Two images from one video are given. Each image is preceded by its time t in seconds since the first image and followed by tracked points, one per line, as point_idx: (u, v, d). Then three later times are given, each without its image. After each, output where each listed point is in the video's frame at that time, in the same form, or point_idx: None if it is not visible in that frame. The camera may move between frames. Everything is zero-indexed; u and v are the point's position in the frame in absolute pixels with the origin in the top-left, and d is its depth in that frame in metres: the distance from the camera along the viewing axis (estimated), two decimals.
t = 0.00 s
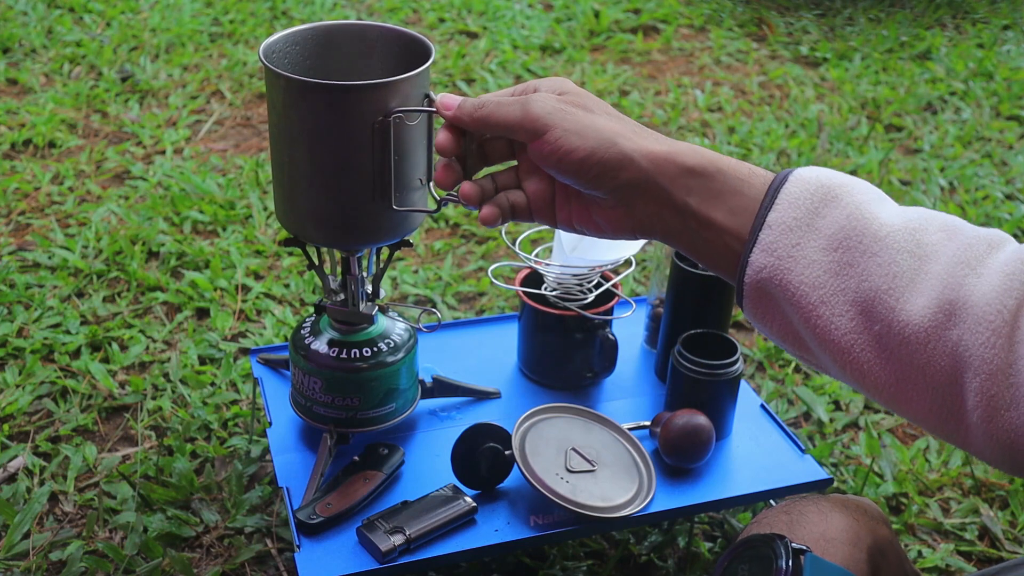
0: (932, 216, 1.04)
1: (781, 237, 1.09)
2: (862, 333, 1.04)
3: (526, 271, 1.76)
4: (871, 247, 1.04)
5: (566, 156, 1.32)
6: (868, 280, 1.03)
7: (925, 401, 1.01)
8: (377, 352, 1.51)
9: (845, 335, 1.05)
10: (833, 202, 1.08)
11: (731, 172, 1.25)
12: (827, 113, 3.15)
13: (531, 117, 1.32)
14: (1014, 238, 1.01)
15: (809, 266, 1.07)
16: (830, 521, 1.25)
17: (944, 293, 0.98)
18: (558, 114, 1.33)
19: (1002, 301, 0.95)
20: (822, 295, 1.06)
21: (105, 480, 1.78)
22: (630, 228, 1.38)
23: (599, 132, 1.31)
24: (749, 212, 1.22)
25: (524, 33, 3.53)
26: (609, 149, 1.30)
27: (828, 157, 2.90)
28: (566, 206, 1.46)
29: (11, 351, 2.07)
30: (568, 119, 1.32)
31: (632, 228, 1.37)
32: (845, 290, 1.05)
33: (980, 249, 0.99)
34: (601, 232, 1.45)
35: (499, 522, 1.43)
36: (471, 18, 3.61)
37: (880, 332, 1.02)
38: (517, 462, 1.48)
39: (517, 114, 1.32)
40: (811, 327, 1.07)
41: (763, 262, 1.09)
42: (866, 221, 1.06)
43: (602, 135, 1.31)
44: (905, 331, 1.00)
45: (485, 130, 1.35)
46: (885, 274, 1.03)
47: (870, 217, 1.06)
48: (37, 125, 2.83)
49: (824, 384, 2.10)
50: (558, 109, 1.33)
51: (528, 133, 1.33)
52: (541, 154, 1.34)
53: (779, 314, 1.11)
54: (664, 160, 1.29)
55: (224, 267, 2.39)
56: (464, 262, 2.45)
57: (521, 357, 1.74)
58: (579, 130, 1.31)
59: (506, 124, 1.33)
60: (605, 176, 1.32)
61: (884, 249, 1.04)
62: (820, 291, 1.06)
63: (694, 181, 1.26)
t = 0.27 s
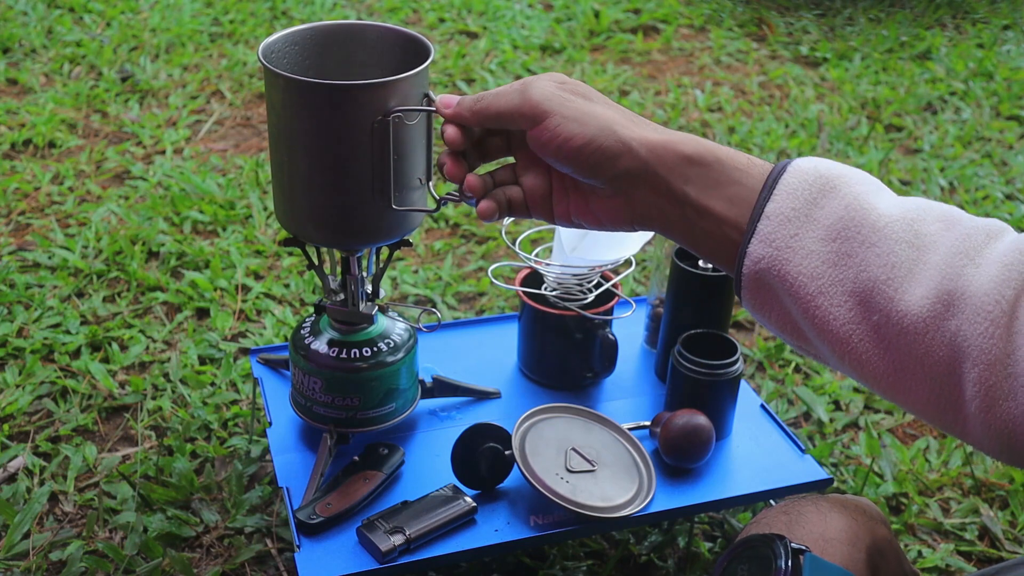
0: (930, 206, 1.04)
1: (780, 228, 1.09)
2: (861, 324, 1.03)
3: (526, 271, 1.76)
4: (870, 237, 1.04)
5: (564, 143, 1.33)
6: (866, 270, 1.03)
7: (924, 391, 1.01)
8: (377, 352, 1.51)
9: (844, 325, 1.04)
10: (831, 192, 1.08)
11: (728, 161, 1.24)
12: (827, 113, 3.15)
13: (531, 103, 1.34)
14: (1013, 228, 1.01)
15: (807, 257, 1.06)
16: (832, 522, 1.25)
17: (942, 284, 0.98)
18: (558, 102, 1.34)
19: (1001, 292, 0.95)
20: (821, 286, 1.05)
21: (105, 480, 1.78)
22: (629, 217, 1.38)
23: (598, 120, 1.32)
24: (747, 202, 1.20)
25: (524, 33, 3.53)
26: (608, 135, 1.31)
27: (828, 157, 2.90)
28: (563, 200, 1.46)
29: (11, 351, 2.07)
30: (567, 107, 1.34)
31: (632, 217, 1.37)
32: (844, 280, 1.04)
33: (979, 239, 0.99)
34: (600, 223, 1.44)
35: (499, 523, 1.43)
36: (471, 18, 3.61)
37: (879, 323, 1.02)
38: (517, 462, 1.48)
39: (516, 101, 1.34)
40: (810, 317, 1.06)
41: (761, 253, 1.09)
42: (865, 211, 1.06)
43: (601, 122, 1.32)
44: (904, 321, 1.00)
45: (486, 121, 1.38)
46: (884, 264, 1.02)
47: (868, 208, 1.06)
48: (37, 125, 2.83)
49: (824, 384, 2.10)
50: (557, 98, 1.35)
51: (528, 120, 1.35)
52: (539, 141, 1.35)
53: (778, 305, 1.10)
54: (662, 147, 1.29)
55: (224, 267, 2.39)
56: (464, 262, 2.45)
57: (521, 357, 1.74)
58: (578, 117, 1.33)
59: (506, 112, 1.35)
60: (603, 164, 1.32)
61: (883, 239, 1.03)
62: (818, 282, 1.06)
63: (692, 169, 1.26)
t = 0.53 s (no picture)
0: (925, 199, 1.04)
1: (776, 221, 1.09)
2: (857, 318, 1.03)
3: (526, 270, 1.76)
4: (866, 230, 1.04)
5: (560, 133, 1.34)
6: (862, 263, 1.03)
7: (920, 384, 1.01)
8: (377, 352, 1.51)
9: (840, 319, 1.04)
10: (827, 186, 1.08)
11: (724, 154, 1.23)
12: (827, 113, 3.15)
13: (529, 94, 1.35)
14: (1008, 221, 1.01)
15: (804, 251, 1.06)
16: (831, 522, 1.25)
17: (938, 276, 0.98)
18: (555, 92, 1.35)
19: (997, 284, 0.95)
20: (817, 279, 1.05)
21: (105, 480, 1.78)
22: (621, 211, 1.37)
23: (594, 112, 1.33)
24: (742, 195, 1.19)
25: (524, 33, 3.53)
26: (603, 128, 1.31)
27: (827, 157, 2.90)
28: (559, 193, 1.47)
29: (11, 351, 2.07)
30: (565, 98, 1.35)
31: (623, 212, 1.36)
32: (840, 274, 1.04)
33: (974, 232, 0.99)
34: (594, 217, 1.44)
35: (499, 522, 1.43)
36: (471, 18, 3.61)
37: (876, 316, 1.02)
38: (517, 462, 1.48)
39: (513, 90, 1.36)
40: (806, 310, 1.06)
41: (758, 246, 1.09)
42: (860, 205, 1.06)
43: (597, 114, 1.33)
44: (900, 314, 1.00)
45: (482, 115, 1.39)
46: (880, 257, 1.02)
47: (864, 201, 1.06)
48: (37, 125, 2.83)
49: (824, 384, 2.10)
50: (555, 90, 1.36)
51: (526, 110, 1.36)
52: (535, 131, 1.36)
53: (774, 298, 1.10)
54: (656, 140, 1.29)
55: (224, 267, 2.39)
56: (464, 262, 2.45)
57: (521, 357, 1.74)
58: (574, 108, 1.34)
59: (503, 102, 1.37)
60: (598, 156, 1.32)
61: (879, 232, 1.03)
62: (814, 276, 1.05)
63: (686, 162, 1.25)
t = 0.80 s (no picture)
0: (934, 185, 1.03)
1: (786, 208, 1.08)
2: (865, 306, 1.02)
3: (526, 270, 1.76)
4: (874, 218, 1.03)
5: (569, 121, 1.34)
6: (871, 251, 1.02)
7: (928, 371, 1.00)
8: (377, 351, 1.51)
9: (847, 307, 1.03)
10: (835, 173, 1.07)
11: (732, 140, 1.22)
12: (827, 113, 3.15)
13: (536, 81, 1.35)
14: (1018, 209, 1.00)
15: (812, 238, 1.05)
16: (818, 518, 1.25)
17: (947, 265, 0.98)
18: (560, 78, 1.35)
19: (1005, 274, 0.95)
20: (825, 267, 1.04)
21: (105, 480, 1.78)
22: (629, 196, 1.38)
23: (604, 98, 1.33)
24: (751, 182, 1.18)
25: (524, 33, 3.53)
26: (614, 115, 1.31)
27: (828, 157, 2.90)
28: (567, 176, 1.47)
29: (11, 351, 2.07)
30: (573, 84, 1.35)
31: (630, 196, 1.36)
32: (847, 262, 1.03)
33: (983, 219, 0.98)
34: (602, 200, 1.44)
35: (499, 522, 1.43)
36: (471, 18, 3.61)
37: (883, 305, 1.01)
38: (516, 462, 1.48)
39: (522, 78, 1.36)
40: (813, 298, 1.05)
41: (767, 233, 1.08)
42: (868, 192, 1.05)
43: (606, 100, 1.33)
44: (908, 303, 0.99)
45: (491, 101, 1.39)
46: (888, 245, 1.01)
47: (872, 188, 1.05)
48: (37, 125, 2.83)
49: (824, 384, 2.10)
50: (562, 75, 1.35)
51: (534, 98, 1.36)
52: (546, 119, 1.36)
53: (781, 286, 1.09)
54: (667, 127, 1.28)
55: (224, 267, 2.39)
56: (464, 262, 2.45)
57: (521, 357, 1.74)
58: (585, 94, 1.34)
59: (512, 91, 1.37)
60: (607, 143, 1.33)
61: (887, 220, 1.02)
62: (822, 263, 1.05)
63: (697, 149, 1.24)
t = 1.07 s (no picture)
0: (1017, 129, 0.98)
1: (861, 135, 1.05)
2: (926, 244, 1.00)
3: (526, 270, 1.76)
4: (947, 155, 1.00)
5: (649, 26, 1.35)
6: (938, 189, 0.99)
7: (980, 315, 0.97)
8: (377, 351, 1.51)
9: (910, 240, 1.01)
10: (916, 105, 1.03)
11: (816, 62, 1.19)
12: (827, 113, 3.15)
13: None
14: None
15: (883, 168, 1.03)
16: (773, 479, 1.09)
17: (1014, 208, 0.93)
18: None
19: None
20: (891, 199, 1.02)
21: (105, 480, 1.78)
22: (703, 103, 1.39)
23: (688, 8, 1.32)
24: (827, 103, 1.15)
25: (524, 33, 3.53)
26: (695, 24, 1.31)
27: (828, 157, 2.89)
28: (639, 83, 1.48)
29: (11, 351, 2.07)
30: None
31: (703, 103, 1.38)
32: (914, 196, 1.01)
33: None
34: (672, 109, 1.46)
35: (499, 522, 1.43)
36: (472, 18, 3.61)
37: (946, 245, 0.98)
38: (516, 462, 1.48)
39: None
40: (877, 229, 1.04)
41: (839, 159, 1.06)
42: (947, 128, 1.01)
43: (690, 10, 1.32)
44: (969, 243, 0.96)
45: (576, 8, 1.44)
46: (957, 184, 0.98)
47: (952, 125, 1.01)
48: (37, 125, 2.83)
49: (824, 384, 2.10)
50: None
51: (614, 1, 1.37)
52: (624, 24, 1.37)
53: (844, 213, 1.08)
54: (749, 42, 1.27)
55: (224, 267, 2.39)
56: (464, 262, 2.45)
57: (522, 357, 1.74)
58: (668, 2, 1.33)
59: None
60: (687, 49, 1.33)
61: (960, 159, 0.99)
62: (890, 195, 1.02)
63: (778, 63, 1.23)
